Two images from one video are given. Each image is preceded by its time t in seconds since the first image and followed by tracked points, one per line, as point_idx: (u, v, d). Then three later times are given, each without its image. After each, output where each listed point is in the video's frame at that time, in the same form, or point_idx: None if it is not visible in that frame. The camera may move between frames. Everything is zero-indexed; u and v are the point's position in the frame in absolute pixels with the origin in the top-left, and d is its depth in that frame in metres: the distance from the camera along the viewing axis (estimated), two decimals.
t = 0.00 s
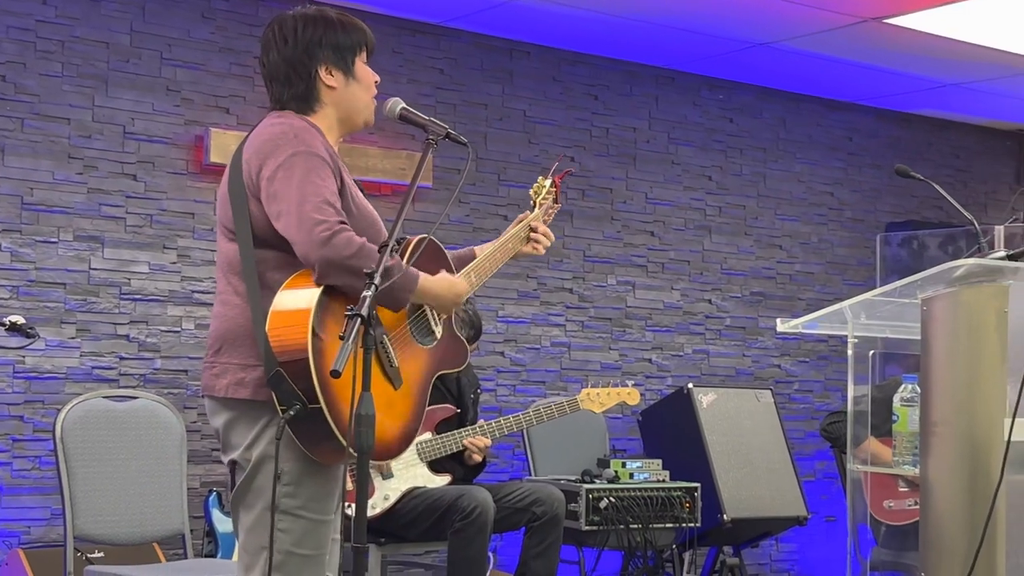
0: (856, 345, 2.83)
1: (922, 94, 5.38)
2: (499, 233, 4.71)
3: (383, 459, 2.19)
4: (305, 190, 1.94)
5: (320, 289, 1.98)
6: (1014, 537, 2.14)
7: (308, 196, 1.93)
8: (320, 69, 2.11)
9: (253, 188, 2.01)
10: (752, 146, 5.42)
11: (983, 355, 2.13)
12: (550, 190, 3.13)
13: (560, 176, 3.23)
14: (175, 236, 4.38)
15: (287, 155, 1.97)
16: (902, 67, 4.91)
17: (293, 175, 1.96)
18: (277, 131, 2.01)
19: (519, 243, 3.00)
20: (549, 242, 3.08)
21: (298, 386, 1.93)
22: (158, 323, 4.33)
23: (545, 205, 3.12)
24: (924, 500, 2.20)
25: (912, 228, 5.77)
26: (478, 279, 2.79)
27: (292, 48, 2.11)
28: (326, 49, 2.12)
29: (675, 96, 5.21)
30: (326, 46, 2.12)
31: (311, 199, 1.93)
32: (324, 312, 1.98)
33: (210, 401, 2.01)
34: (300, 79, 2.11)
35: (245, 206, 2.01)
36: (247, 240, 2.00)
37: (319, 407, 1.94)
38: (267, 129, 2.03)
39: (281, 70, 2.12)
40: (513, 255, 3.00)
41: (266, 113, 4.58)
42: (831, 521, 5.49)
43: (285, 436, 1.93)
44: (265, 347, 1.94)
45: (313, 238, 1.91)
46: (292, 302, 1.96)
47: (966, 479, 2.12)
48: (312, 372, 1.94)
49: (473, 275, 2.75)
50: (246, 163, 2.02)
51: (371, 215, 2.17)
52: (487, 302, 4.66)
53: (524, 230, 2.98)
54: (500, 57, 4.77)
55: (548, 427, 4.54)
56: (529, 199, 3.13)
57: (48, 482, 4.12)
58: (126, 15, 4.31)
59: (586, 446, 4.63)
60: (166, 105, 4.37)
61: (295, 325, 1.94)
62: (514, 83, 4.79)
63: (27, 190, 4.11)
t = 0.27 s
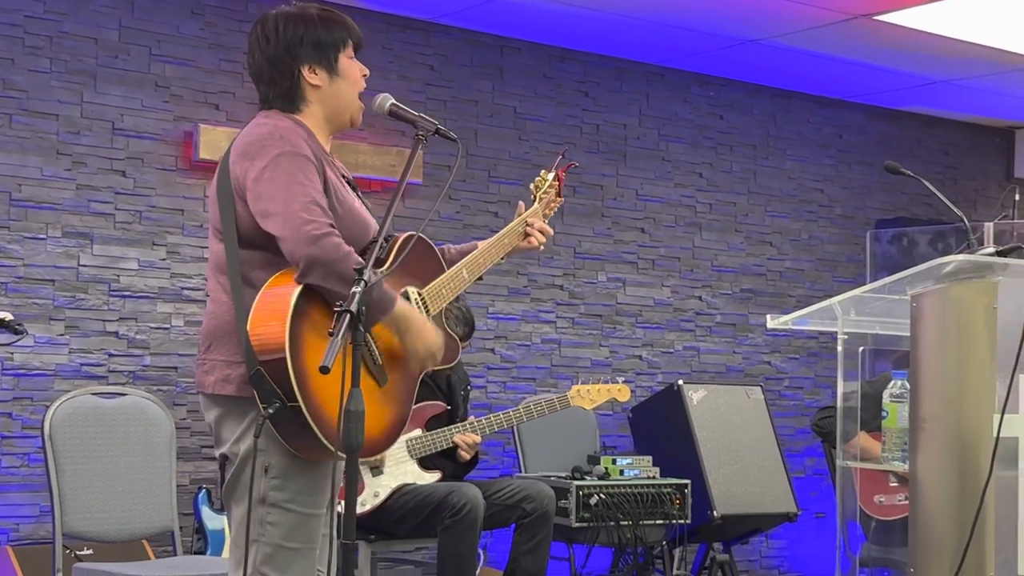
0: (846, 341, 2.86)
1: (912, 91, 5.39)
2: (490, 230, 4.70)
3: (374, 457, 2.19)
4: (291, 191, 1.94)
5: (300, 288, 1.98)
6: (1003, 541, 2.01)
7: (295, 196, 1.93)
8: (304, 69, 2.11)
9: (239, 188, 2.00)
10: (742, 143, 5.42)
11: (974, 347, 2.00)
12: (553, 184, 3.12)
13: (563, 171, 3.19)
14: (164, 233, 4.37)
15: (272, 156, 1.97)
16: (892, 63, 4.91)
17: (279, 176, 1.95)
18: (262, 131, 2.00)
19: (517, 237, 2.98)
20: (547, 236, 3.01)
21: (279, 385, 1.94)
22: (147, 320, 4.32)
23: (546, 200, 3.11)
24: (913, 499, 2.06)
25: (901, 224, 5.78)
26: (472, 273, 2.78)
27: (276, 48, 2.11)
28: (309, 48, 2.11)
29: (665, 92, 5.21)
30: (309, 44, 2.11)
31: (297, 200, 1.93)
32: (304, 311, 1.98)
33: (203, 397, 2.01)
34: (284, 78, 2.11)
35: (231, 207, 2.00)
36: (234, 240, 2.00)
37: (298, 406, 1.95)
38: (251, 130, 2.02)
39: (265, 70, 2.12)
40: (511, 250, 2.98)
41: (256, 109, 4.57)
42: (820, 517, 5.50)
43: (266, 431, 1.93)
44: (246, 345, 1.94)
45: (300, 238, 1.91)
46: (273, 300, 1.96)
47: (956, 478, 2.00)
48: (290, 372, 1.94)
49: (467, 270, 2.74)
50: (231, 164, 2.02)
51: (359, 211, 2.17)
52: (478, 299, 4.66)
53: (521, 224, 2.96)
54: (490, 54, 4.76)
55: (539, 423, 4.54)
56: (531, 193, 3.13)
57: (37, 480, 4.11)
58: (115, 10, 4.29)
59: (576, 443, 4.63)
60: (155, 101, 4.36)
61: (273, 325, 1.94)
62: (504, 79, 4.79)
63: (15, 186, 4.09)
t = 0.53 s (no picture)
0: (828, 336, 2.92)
1: (896, 87, 5.39)
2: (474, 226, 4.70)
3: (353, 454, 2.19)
4: (263, 192, 1.96)
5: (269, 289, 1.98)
6: (981, 527, 2.24)
7: (265, 197, 1.95)
8: (280, 70, 2.12)
9: (220, 190, 2.05)
10: (726, 139, 5.42)
11: (955, 345, 2.22)
12: (553, 175, 3.09)
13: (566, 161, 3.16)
14: (147, 228, 4.36)
15: (248, 157, 2.00)
16: (875, 59, 4.92)
17: (252, 177, 1.98)
18: (241, 133, 2.04)
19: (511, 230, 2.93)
20: (541, 227, 2.96)
21: (251, 384, 1.96)
22: (130, 315, 4.31)
23: (545, 191, 3.07)
24: (896, 491, 2.29)
25: (886, 220, 5.79)
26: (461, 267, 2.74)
27: (253, 49, 2.12)
28: (284, 48, 2.12)
29: (650, 88, 5.21)
30: (284, 44, 2.11)
31: (266, 200, 1.95)
32: (274, 309, 1.99)
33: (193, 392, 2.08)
34: (262, 80, 2.12)
35: (211, 208, 2.05)
36: (214, 240, 2.04)
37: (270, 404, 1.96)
38: (233, 132, 2.06)
39: (245, 72, 2.14)
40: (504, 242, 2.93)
41: (239, 104, 4.56)
42: (805, 512, 5.51)
43: (240, 425, 1.98)
44: (221, 345, 1.98)
45: (267, 239, 1.93)
46: (244, 299, 1.98)
47: (936, 470, 2.23)
48: (259, 371, 1.95)
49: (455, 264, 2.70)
50: (212, 166, 2.06)
51: (342, 208, 2.15)
52: (462, 294, 4.66)
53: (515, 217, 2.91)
54: (475, 49, 4.75)
55: (524, 419, 4.54)
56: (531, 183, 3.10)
57: (19, 475, 4.10)
58: (97, 4, 4.28)
59: (561, 438, 4.62)
60: (138, 96, 4.34)
61: (242, 324, 1.96)
62: (488, 74, 4.78)
63: None
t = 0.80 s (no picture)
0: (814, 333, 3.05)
1: (884, 84, 5.40)
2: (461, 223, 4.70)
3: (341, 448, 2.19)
4: (239, 190, 1.96)
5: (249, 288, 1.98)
6: (965, 523, 2.28)
7: (240, 196, 1.95)
8: (269, 68, 2.12)
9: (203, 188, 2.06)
10: (714, 136, 5.43)
11: (938, 344, 2.26)
12: (549, 172, 3.08)
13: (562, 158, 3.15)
14: (134, 226, 4.35)
15: (226, 155, 2.00)
16: (863, 57, 4.92)
17: (230, 176, 1.98)
18: (222, 132, 2.04)
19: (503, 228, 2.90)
20: (534, 224, 2.93)
21: (231, 382, 1.96)
22: (116, 313, 4.30)
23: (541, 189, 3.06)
24: (881, 487, 2.33)
25: (873, 218, 5.80)
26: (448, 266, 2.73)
27: (243, 48, 2.13)
28: (273, 47, 2.11)
29: (638, 86, 5.21)
30: (273, 43, 2.12)
31: (242, 199, 1.95)
32: (255, 309, 2.00)
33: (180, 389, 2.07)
34: (250, 78, 2.12)
35: (195, 206, 2.06)
36: (198, 237, 2.05)
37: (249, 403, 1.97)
38: (216, 131, 2.06)
39: (235, 71, 2.14)
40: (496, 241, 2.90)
41: (226, 102, 4.55)
42: (792, 509, 5.53)
43: (222, 422, 1.98)
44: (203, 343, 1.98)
45: (240, 238, 1.93)
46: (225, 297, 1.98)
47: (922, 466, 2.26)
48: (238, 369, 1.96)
49: (441, 263, 2.69)
50: (196, 164, 2.07)
51: (329, 207, 2.14)
52: (450, 292, 4.66)
53: (506, 214, 2.89)
54: (462, 46, 4.75)
55: (512, 417, 4.54)
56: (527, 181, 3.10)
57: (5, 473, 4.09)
58: (83, 2, 4.26)
59: (549, 435, 4.63)
60: (124, 93, 4.34)
61: (223, 322, 1.96)
62: (476, 72, 4.78)
63: None
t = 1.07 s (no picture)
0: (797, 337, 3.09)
1: (868, 83, 5.42)
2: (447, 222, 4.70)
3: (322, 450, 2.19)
4: (217, 188, 1.96)
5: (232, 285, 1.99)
6: (947, 520, 2.30)
7: (219, 194, 1.95)
8: (251, 64, 2.11)
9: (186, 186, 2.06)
10: (699, 135, 5.44)
11: (922, 342, 2.27)
12: (535, 172, 3.09)
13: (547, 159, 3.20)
14: (118, 224, 4.34)
15: (206, 153, 2.00)
16: (847, 56, 4.93)
17: (209, 173, 1.97)
18: (205, 129, 2.04)
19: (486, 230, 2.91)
20: (517, 227, 2.96)
21: (212, 379, 1.96)
22: (101, 312, 4.29)
23: (526, 189, 3.07)
24: (865, 484, 2.33)
25: (857, 216, 5.82)
26: (433, 264, 2.72)
27: (227, 44, 2.12)
28: (256, 44, 2.11)
29: (623, 84, 5.22)
30: (256, 40, 2.11)
31: (221, 197, 1.94)
32: (235, 307, 1.99)
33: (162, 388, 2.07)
34: (233, 75, 2.12)
35: (178, 204, 2.06)
36: (180, 234, 2.05)
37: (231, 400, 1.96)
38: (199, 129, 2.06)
39: (218, 66, 2.14)
40: (478, 242, 2.91)
41: (210, 100, 4.55)
42: (777, 507, 5.54)
43: (205, 421, 1.98)
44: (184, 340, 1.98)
45: (219, 235, 1.92)
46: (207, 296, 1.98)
47: (907, 458, 2.27)
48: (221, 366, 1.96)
49: (425, 262, 2.69)
50: (179, 163, 2.07)
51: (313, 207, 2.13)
52: (435, 291, 4.65)
53: (490, 215, 2.89)
54: (447, 45, 4.75)
55: (498, 415, 4.54)
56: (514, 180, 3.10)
57: None
58: None
59: (534, 434, 4.63)
60: (108, 92, 4.32)
61: (205, 320, 1.96)
62: (461, 70, 4.78)
63: None
